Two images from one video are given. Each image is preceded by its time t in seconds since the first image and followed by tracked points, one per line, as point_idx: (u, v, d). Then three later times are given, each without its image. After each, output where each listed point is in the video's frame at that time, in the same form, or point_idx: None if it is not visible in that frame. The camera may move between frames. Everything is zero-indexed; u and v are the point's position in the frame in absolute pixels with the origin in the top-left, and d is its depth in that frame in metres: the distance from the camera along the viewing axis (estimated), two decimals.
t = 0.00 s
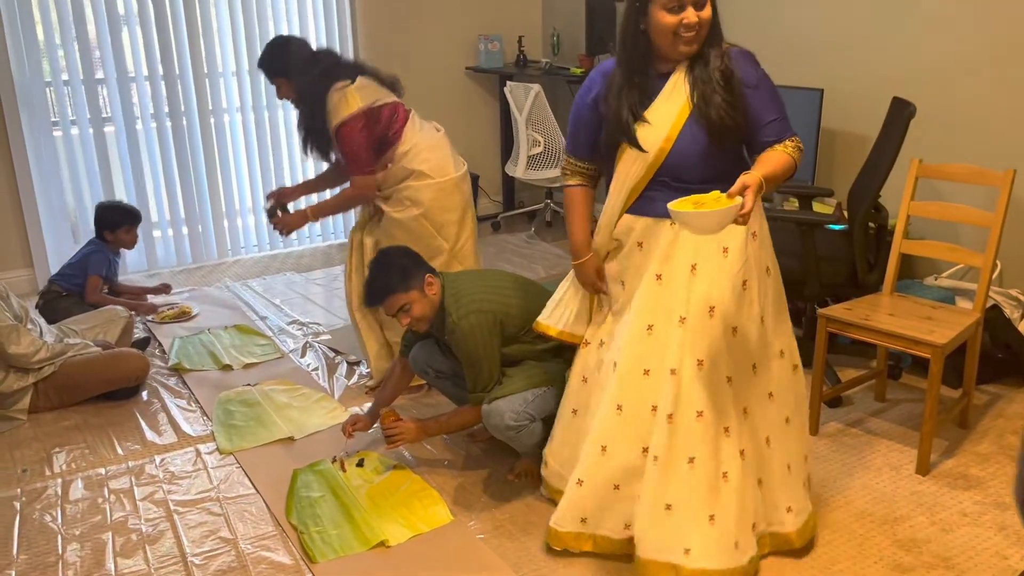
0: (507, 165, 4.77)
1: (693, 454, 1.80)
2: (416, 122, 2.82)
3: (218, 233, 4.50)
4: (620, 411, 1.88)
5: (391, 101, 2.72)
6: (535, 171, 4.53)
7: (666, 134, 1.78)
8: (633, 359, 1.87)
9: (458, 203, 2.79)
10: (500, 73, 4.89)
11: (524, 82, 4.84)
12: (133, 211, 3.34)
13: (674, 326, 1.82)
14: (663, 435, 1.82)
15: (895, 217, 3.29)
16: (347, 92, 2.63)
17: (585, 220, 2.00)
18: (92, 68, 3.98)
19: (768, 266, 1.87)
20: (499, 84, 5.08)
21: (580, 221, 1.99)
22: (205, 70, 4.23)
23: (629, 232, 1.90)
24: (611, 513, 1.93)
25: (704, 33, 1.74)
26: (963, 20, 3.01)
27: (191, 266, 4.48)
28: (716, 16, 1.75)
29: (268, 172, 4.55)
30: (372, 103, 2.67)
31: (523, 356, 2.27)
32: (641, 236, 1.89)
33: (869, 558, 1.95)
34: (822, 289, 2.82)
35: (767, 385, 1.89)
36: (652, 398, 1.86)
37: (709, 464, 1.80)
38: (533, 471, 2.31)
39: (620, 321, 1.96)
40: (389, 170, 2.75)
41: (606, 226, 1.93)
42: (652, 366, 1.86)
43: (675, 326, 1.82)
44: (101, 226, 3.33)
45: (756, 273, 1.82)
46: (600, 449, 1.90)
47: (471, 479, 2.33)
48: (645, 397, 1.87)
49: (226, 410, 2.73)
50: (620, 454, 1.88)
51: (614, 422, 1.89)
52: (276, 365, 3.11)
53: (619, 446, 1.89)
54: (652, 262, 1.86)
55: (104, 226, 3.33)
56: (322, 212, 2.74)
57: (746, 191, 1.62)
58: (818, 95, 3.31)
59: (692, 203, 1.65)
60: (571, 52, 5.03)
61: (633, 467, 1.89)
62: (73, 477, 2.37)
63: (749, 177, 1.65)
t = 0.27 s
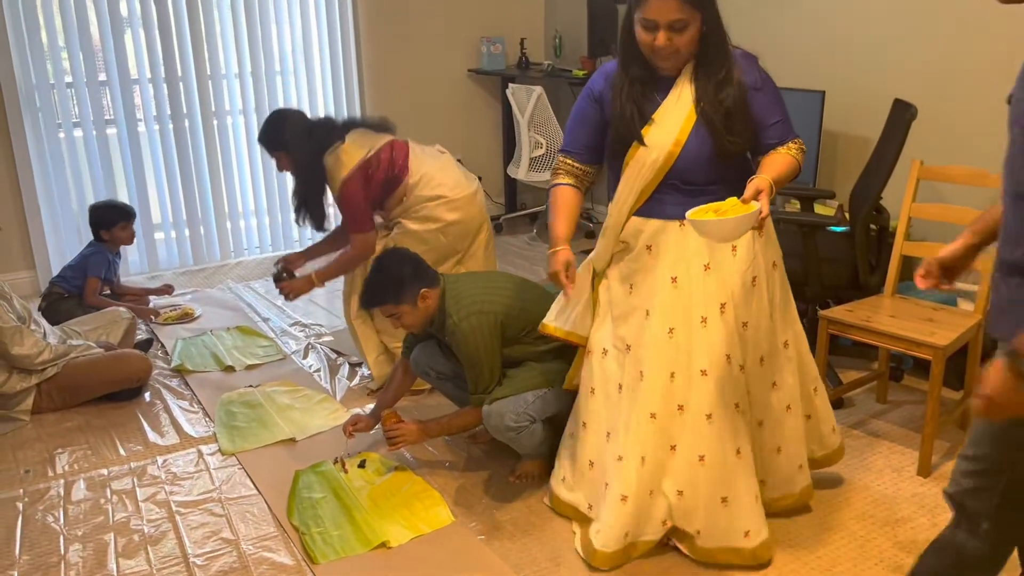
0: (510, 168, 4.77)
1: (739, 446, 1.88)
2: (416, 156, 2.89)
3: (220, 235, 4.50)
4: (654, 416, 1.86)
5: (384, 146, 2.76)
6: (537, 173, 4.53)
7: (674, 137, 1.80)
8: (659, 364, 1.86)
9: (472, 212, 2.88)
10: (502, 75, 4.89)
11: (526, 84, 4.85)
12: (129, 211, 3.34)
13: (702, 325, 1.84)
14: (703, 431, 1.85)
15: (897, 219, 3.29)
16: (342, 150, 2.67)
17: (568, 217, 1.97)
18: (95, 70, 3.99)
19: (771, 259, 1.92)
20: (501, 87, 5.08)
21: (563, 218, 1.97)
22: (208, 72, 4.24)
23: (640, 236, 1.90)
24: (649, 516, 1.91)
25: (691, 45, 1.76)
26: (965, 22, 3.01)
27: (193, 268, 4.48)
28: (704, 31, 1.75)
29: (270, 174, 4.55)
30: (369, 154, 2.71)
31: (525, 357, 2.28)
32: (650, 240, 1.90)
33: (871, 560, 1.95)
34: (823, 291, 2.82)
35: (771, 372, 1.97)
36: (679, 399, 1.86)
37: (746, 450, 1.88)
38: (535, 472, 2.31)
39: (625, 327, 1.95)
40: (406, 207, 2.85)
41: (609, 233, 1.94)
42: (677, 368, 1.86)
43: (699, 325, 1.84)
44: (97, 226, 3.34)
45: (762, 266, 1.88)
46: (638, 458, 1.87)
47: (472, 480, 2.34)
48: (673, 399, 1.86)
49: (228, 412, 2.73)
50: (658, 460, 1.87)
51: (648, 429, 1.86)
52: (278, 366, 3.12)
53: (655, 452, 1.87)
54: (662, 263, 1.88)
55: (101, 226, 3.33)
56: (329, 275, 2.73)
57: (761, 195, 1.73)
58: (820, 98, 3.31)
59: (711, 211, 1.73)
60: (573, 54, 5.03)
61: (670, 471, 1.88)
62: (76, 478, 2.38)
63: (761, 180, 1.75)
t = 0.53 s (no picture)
0: (511, 168, 4.77)
1: (740, 447, 1.91)
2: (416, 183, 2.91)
3: (222, 236, 4.50)
4: (669, 430, 1.90)
5: (380, 176, 2.79)
6: (538, 175, 4.53)
7: (676, 172, 1.79)
8: (671, 377, 1.89)
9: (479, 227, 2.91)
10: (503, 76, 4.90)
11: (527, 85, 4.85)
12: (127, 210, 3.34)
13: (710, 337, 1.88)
14: (716, 438, 1.89)
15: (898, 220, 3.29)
16: (340, 188, 2.71)
17: (539, 249, 1.94)
18: (96, 71, 4.00)
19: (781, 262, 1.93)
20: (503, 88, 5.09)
21: (535, 248, 1.95)
22: (209, 73, 4.24)
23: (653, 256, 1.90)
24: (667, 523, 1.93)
25: (678, 71, 1.73)
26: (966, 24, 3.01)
27: (195, 268, 4.49)
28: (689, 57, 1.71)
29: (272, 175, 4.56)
30: (367, 187, 2.74)
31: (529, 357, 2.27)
32: (661, 259, 1.89)
33: (874, 561, 1.95)
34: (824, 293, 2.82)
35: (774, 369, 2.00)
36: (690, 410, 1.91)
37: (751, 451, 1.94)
38: (536, 472, 2.32)
39: (633, 337, 1.94)
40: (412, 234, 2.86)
41: (614, 254, 1.93)
42: (688, 381, 1.91)
43: (708, 337, 1.89)
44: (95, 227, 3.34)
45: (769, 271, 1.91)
46: (653, 470, 1.91)
47: (472, 481, 2.33)
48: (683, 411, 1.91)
49: (229, 412, 2.73)
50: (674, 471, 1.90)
51: (664, 441, 1.90)
52: (280, 367, 3.12)
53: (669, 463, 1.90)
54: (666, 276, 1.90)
55: (101, 226, 3.32)
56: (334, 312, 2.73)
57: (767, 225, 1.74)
58: (821, 99, 3.30)
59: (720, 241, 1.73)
60: (574, 55, 5.04)
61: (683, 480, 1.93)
62: (77, 478, 2.38)
63: (765, 213, 1.75)
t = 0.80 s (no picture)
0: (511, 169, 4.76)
1: (746, 455, 1.92)
2: (406, 190, 2.91)
3: (223, 235, 4.51)
4: (682, 440, 1.91)
5: (371, 184, 2.79)
6: (539, 174, 4.51)
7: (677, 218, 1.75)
8: (685, 388, 1.92)
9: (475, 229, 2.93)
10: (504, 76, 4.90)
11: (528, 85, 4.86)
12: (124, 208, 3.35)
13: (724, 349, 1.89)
14: (726, 449, 1.89)
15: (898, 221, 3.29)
16: (332, 197, 2.70)
17: (540, 288, 1.83)
18: (97, 71, 4.00)
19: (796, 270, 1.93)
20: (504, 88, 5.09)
21: (535, 287, 1.84)
22: (210, 73, 4.25)
23: (672, 273, 1.89)
24: (676, 531, 1.93)
25: (672, 104, 1.64)
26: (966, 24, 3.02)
27: (196, 267, 4.49)
28: (683, 89, 1.62)
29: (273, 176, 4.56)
30: (358, 195, 2.73)
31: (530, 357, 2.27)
32: (681, 275, 1.88)
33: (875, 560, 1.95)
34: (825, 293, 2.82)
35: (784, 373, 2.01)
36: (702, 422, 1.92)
37: (761, 462, 1.94)
38: (536, 472, 2.32)
39: (645, 346, 1.95)
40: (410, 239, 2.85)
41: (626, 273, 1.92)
42: (703, 393, 1.92)
43: (723, 347, 1.90)
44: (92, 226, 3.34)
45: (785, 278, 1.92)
46: (666, 481, 1.93)
47: (473, 481, 2.34)
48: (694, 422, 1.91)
49: (230, 412, 2.73)
50: (685, 482, 1.91)
51: (677, 452, 1.92)
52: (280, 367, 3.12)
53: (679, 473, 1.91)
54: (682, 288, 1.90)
55: (97, 225, 3.33)
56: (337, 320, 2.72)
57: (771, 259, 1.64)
58: (822, 99, 3.30)
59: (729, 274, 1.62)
60: (575, 56, 5.04)
61: (694, 491, 1.93)
62: (77, 478, 2.38)
63: (769, 244, 1.66)
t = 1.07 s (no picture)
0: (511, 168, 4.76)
1: (749, 458, 1.93)
2: (401, 192, 2.90)
3: (223, 234, 4.50)
4: (687, 443, 1.92)
5: (366, 186, 2.79)
6: (540, 174, 4.50)
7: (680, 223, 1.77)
8: (689, 390, 1.92)
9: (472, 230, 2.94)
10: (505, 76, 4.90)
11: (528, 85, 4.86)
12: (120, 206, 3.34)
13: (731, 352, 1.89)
14: (729, 453, 1.90)
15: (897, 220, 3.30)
16: (326, 199, 2.70)
17: (545, 293, 1.82)
18: (98, 70, 4.00)
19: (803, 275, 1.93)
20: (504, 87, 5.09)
21: (540, 292, 1.83)
22: (210, 73, 4.24)
23: (674, 275, 1.89)
24: (678, 533, 1.93)
25: (675, 111, 1.63)
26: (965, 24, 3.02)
27: (196, 266, 4.49)
28: (685, 96, 1.61)
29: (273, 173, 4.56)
30: (353, 197, 2.73)
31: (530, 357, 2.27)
32: (683, 278, 1.89)
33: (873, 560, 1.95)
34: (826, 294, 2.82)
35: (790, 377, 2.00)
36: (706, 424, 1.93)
37: (764, 466, 1.95)
38: (536, 472, 2.32)
39: (647, 348, 1.95)
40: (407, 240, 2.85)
41: (629, 275, 1.92)
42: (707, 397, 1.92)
43: (727, 350, 1.91)
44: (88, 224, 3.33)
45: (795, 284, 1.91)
46: (670, 484, 1.93)
47: (473, 480, 2.34)
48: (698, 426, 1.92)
49: (231, 411, 2.74)
50: (689, 485, 1.92)
51: (681, 454, 1.92)
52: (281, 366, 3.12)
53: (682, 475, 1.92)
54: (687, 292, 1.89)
55: (92, 223, 3.32)
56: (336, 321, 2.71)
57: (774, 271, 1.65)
58: (822, 99, 3.31)
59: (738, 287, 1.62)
60: (575, 55, 5.05)
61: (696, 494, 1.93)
62: (77, 477, 2.37)
63: (771, 255, 1.67)
